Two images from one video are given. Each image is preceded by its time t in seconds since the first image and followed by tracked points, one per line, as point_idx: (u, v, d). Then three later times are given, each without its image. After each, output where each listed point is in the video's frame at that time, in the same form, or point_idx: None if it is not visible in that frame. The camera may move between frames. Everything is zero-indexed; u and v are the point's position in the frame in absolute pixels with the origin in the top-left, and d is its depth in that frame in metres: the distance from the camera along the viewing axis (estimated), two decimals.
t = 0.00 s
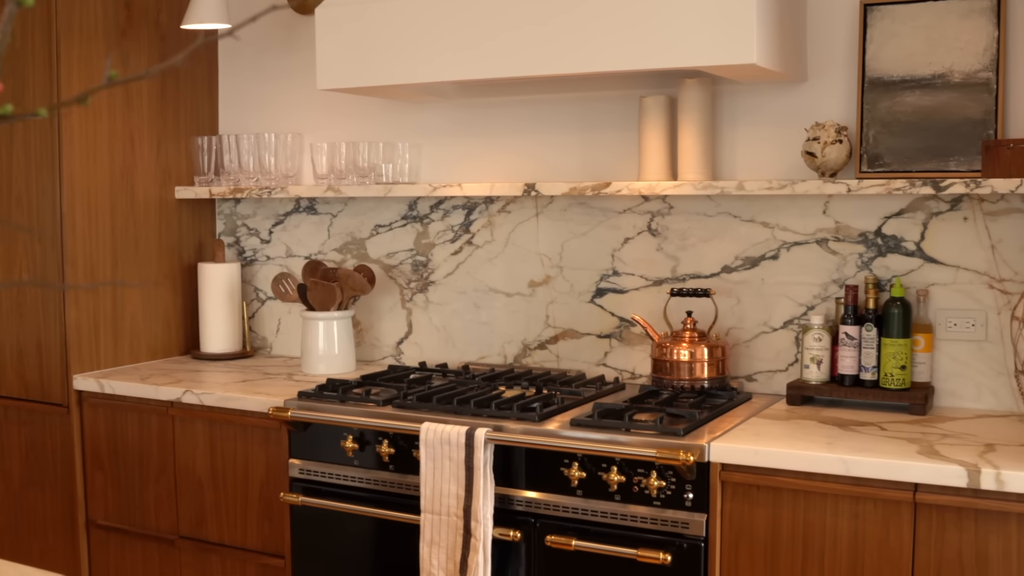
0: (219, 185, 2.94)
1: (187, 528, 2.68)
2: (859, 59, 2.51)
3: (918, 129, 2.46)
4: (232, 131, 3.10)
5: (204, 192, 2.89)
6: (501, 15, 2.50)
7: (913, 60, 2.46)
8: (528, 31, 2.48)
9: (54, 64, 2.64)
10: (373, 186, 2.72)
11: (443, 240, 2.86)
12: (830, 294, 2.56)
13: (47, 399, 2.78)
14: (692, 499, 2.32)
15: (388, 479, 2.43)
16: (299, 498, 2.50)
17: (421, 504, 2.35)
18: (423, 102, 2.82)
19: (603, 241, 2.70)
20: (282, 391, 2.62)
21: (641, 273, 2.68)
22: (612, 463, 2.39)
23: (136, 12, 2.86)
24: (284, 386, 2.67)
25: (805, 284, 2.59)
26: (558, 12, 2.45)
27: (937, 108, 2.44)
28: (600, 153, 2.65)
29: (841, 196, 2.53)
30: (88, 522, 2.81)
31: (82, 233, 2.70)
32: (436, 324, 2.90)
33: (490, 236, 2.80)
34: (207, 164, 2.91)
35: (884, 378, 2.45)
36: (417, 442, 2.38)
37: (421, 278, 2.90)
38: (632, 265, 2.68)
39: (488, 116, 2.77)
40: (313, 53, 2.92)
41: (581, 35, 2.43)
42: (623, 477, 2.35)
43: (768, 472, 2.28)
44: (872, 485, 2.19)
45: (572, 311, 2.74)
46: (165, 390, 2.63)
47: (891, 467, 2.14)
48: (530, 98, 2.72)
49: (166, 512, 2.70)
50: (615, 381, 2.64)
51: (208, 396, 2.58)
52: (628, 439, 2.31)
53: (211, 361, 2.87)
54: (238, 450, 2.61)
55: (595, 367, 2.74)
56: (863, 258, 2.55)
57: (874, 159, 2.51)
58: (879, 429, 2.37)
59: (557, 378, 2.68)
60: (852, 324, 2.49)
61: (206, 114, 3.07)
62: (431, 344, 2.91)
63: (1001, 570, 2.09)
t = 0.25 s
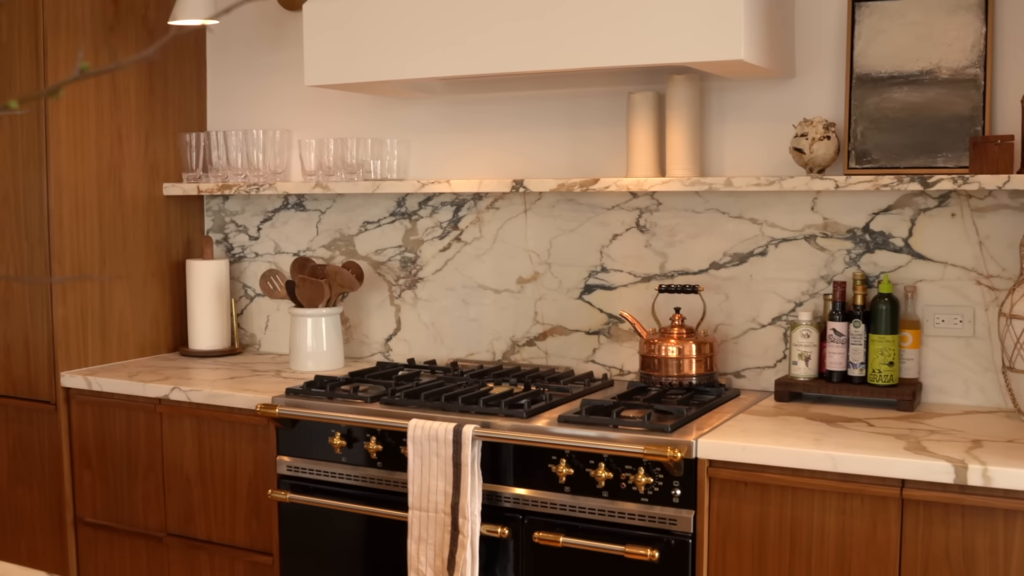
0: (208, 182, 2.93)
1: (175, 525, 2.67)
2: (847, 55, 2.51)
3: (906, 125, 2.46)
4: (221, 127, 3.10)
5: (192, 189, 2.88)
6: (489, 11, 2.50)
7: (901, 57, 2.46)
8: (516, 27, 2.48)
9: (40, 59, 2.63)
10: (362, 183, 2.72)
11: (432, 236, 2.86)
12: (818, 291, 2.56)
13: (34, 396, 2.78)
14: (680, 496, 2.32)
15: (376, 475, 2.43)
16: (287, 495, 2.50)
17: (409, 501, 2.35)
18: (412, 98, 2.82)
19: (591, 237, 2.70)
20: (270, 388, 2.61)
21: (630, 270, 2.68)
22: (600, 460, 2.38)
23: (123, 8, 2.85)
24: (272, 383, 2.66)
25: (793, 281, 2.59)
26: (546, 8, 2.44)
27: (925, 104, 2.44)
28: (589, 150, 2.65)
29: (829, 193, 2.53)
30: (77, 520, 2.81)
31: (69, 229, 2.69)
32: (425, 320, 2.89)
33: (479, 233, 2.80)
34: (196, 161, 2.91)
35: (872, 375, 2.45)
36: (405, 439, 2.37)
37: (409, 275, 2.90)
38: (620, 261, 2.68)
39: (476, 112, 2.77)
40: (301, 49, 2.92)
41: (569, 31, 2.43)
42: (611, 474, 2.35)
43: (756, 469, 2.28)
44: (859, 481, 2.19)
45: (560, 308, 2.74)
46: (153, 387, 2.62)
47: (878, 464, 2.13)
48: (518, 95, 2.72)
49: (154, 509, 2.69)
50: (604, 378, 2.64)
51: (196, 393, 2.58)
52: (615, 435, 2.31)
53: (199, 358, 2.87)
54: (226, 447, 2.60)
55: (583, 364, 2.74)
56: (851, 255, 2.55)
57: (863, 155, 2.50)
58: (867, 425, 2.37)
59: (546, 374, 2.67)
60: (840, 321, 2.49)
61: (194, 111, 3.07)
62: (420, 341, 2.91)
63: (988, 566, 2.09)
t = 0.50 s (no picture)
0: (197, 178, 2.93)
1: (163, 522, 2.67)
2: (836, 51, 2.51)
3: (895, 121, 2.45)
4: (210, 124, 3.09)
5: (181, 185, 2.88)
6: (477, 7, 2.49)
7: (889, 53, 2.46)
8: (504, 24, 2.47)
9: (28, 55, 2.62)
10: (351, 179, 2.72)
11: (421, 233, 2.86)
12: (807, 287, 2.56)
13: (23, 394, 2.78)
14: (668, 492, 2.32)
15: (365, 473, 2.42)
16: (276, 492, 2.49)
17: (397, 498, 2.34)
18: (400, 94, 2.82)
19: (581, 234, 2.70)
20: (259, 385, 2.61)
21: (618, 266, 2.68)
22: (588, 457, 2.38)
23: (111, 4, 2.85)
24: (261, 380, 2.66)
25: (782, 278, 2.59)
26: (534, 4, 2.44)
27: (913, 101, 2.43)
28: (578, 146, 2.64)
29: (818, 189, 2.53)
30: (65, 517, 2.81)
31: (57, 226, 2.68)
32: (414, 317, 2.89)
33: (467, 229, 2.80)
34: (184, 157, 2.90)
35: (860, 371, 2.45)
36: (393, 436, 2.37)
37: (398, 271, 2.90)
38: (609, 258, 2.69)
39: (465, 109, 2.77)
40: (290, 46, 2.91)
41: (557, 27, 2.42)
42: (599, 471, 2.35)
43: (744, 465, 2.28)
44: (847, 478, 2.19)
45: (549, 305, 2.74)
46: (141, 384, 2.62)
47: (867, 460, 2.13)
48: (507, 91, 2.71)
49: (143, 506, 2.69)
50: (593, 374, 2.64)
51: (184, 390, 2.57)
52: (603, 432, 2.31)
53: (188, 355, 2.87)
54: (214, 445, 2.59)
55: (572, 360, 2.74)
56: (839, 251, 2.55)
57: (851, 152, 2.50)
58: (855, 422, 2.37)
59: (535, 371, 2.67)
60: (828, 317, 2.49)
61: (183, 107, 3.06)
62: (409, 338, 2.91)
63: (975, 562, 2.10)
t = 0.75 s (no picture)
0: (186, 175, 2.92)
1: (153, 520, 2.67)
2: (826, 48, 2.50)
3: (884, 118, 2.45)
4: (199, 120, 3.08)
5: (170, 182, 2.87)
6: (467, 4, 2.49)
7: (878, 50, 2.45)
8: (493, 20, 2.47)
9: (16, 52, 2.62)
10: (340, 176, 2.71)
11: (410, 230, 2.85)
12: (797, 284, 2.56)
13: (12, 392, 2.78)
14: (657, 489, 2.31)
15: (354, 470, 2.42)
16: (265, 490, 2.49)
17: (386, 495, 2.34)
18: (390, 91, 2.81)
19: (570, 230, 2.70)
20: (248, 382, 2.60)
21: (608, 263, 2.68)
22: (577, 454, 2.37)
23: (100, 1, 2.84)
24: (250, 377, 2.65)
25: (771, 274, 2.59)
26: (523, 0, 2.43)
27: (903, 97, 2.43)
28: (568, 143, 2.64)
29: (807, 186, 2.53)
30: (55, 515, 2.80)
31: (46, 223, 2.67)
32: (404, 314, 2.89)
33: (457, 226, 2.80)
34: (173, 154, 2.89)
35: (850, 368, 2.45)
36: (382, 433, 2.37)
37: (388, 268, 2.90)
38: (599, 254, 2.69)
39: (455, 106, 2.76)
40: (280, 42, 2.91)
41: (547, 24, 2.42)
42: (588, 468, 2.34)
43: (734, 462, 2.28)
44: (835, 474, 2.19)
45: (539, 301, 2.74)
46: (131, 381, 2.61)
47: (856, 456, 2.14)
48: (497, 88, 2.71)
49: (132, 503, 2.69)
50: (582, 371, 2.65)
51: (174, 388, 2.57)
52: (592, 429, 2.31)
53: (178, 352, 2.86)
54: (203, 442, 2.59)
55: (562, 357, 2.74)
56: (829, 248, 2.55)
57: (841, 149, 2.50)
58: (844, 418, 2.37)
59: (524, 368, 2.67)
60: (818, 314, 2.48)
61: (172, 104, 3.05)
62: (399, 334, 2.91)
63: (963, 558, 2.10)
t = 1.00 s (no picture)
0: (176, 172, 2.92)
1: (142, 517, 2.67)
2: (815, 45, 2.50)
3: (874, 115, 2.45)
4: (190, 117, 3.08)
5: (160, 179, 2.87)
6: None
7: (867, 46, 2.45)
8: (482, 16, 2.46)
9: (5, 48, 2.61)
10: (330, 173, 2.71)
11: (401, 227, 2.86)
12: (787, 281, 2.56)
13: (3, 389, 2.78)
14: (646, 486, 2.30)
15: (343, 467, 2.41)
16: (254, 487, 2.49)
17: (376, 492, 2.34)
18: (380, 87, 2.81)
19: (560, 227, 2.70)
20: (238, 379, 2.60)
21: (598, 260, 2.68)
22: (566, 450, 2.36)
23: None
24: (240, 374, 2.65)
25: (762, 271, 2.58)
26: None
27: (892, 93, 2.43)
28: (558, 139, 2.64)
29: (797, 182, 2.52)
30: (45, 512, 2.81)
31: (36, 218, 2.67)
32: (394, 311, 2.90)
33: (447, 223, 2.81)
34: (163, 151, 2.89)
35: (839, 364, 2.45)
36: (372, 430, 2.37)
37: (379, 265, 2.90)
38: (589, 251, 2.69)
39: (446, 102, 2.76)
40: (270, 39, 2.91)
41: (536, 20, 2.41)
42: (577, 465, 2.33)
43: (723, 459, 2.26)
44: (824, 471, 2.17)
45: (529, 298, 2.75)
46: (120, 378, 2.61)
47: (845, 453, 2.12)
48: (487, 84, 2.71)
49: (122, 501, 2.69)
50: (572, 368, 2.65)
51: (163, 385, 2.57)
52: (581, 426, 2.30)
53: (168, 350, 2.86)
54: (193, 439, 2.59)
55: (552, 354, 2.74)
56: (819, 245, 2.54)
57: (830, 145, 2.50)
58: (834, 415, 2.37)
59: (514, 365, 2.68)
60: (808, 310, 2.48)
61: (163, 102, 3.05)
62: (389, 332, 2.91)
63: (952, 557, 2.08)
